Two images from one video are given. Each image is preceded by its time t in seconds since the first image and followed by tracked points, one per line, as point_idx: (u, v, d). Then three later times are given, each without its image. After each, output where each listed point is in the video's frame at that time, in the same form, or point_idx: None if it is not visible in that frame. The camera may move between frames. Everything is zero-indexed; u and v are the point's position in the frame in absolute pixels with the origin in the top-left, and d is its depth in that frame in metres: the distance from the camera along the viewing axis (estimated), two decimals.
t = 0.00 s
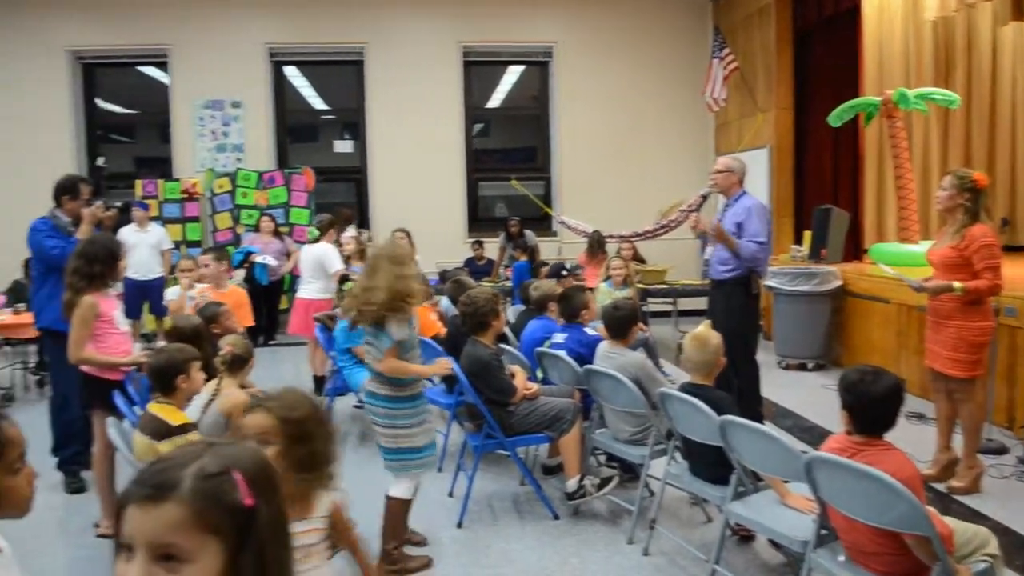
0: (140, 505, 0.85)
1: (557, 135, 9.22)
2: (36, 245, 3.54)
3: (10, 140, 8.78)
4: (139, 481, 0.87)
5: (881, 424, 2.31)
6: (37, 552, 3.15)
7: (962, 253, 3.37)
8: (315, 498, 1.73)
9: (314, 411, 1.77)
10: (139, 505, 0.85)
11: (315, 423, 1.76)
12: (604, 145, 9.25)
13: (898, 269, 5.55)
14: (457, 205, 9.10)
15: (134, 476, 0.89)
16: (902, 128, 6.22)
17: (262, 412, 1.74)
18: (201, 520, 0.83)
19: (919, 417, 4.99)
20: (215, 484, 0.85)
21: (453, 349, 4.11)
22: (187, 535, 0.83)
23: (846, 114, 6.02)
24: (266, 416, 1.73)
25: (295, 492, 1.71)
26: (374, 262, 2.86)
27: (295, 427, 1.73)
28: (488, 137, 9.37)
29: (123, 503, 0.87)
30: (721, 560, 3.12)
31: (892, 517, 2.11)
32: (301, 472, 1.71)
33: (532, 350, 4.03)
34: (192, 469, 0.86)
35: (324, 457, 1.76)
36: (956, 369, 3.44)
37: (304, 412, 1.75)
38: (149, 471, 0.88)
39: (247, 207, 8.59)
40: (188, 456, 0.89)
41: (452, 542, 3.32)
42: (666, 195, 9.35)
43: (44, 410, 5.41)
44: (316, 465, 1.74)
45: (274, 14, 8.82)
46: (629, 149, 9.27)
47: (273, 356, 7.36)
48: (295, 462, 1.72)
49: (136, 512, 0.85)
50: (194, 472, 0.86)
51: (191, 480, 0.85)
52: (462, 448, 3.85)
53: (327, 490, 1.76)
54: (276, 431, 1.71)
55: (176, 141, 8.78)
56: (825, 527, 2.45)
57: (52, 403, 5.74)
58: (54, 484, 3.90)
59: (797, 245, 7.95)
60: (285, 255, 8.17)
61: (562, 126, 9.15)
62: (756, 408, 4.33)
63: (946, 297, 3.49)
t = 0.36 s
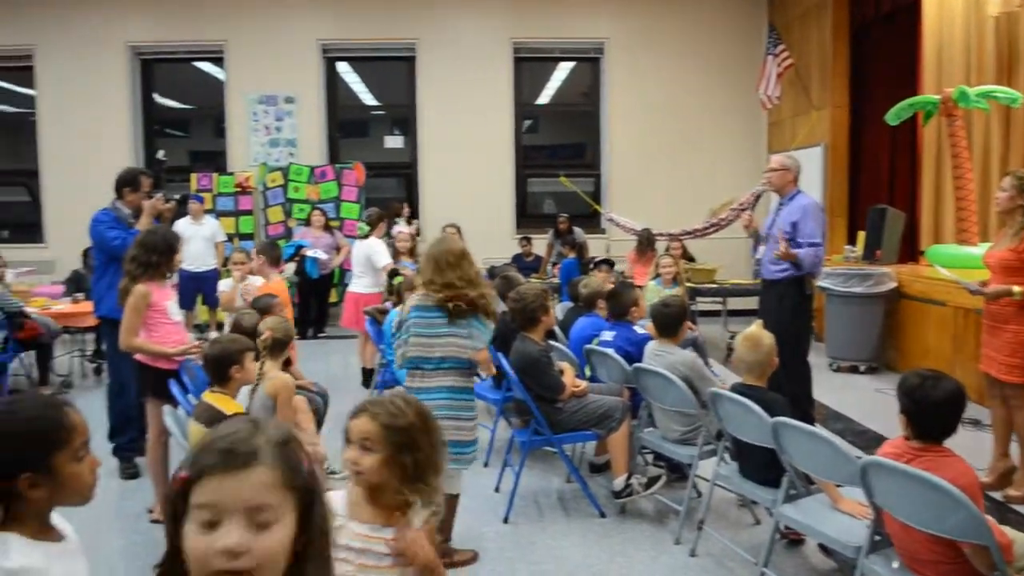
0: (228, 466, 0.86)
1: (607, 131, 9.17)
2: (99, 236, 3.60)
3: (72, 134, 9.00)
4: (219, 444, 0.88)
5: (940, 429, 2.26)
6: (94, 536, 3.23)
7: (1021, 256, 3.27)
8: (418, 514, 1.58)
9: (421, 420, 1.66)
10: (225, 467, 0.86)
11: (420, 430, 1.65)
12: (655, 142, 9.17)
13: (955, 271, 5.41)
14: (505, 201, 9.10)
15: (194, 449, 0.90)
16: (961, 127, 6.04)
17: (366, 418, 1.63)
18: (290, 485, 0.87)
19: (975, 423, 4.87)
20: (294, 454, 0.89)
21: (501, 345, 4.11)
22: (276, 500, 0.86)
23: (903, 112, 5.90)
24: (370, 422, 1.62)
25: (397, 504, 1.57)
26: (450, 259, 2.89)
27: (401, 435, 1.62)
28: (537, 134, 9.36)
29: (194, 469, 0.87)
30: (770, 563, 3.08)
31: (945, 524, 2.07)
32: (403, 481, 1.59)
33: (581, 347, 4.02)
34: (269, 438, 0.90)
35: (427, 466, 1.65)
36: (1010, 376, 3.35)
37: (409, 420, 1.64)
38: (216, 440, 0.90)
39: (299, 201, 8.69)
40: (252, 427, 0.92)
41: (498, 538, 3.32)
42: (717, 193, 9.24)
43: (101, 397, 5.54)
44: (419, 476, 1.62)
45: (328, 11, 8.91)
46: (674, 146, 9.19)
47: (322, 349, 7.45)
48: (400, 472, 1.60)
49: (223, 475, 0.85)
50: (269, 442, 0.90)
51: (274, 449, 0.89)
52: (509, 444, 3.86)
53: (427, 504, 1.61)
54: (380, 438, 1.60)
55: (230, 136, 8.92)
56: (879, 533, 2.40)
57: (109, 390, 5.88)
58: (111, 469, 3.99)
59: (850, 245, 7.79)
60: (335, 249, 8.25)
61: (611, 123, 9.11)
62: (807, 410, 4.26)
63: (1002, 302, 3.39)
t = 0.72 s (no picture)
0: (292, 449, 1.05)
1: (650, 127, 9.10)
2: (150, 228, 3.64)
3: (123, 128, 9.17)
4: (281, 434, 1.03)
5: (997, 432, 2.19)
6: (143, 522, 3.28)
7: None
8: (477, 506, 1.64)
9: (484, 413, 1.67)
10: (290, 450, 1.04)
11: (484, 425, 1.66)
12: (700, 138, 9.09)
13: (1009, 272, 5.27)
14: (548, 196, 9.07)
15: (253, 437, 0.98)
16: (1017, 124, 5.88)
17: (428, 410, 1.65)
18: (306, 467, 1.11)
19: None
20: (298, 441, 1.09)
21: (546, 341, 4.10)
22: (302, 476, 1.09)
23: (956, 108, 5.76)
24: (432, 414, 1.64)
25: (456, 500, 1.63)
26: (481, 259, 3.20)
27: (462, 429, 1.64)
28: (581, 129, 9.32)
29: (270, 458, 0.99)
30: (816, 565, 3.03)
31: (1000, 530, 2.01)
32: (463, 476, 1.63)
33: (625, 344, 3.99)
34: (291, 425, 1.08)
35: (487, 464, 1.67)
36: None
37: (473, 414, 1.65)
38: (268, 433, 1.01)
39: (343, 195, 8.75)
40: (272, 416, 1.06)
41: (540, 533, 3.31)
42: (763, 190, 9.12)
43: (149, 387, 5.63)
44: (481, 471, 1.65)
45: (373, 6, 8.96)
46: (717, 142, 9.09)
47: (365, 342, 7.50)
48: (461, 467, 1.63)
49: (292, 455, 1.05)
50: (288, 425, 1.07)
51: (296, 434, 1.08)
52: (552, 440, 3.85)
53: (489, 497, 1.66)
54: (440, 431, 1.63)
55: (277, 130, 9.01)
56: (931, 537, 2.34)
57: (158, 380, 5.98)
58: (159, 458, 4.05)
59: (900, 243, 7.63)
60: (379, 243, 8.30)
61: (656, 119, 9.03)
62: (855, 411, 4.19)
63: None
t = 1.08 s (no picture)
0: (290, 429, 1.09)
1: (691, 123, 9.03)
2: (195, 224, 3.67)
3: (168, 126, 9.31)
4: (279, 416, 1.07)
5: None
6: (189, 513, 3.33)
7: None
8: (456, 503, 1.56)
9: (470, 413, 1.61)
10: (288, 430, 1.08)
11: (471, 422, 1.61)
12: (742, 134, 8.99)
13: None
14: (588, 193, 9.04)
15: (255, 418, 1.01)
16: None
17: (414, 399, 1.61)
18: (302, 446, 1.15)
19: None
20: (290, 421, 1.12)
21: (587, 338, 4.09)
22: (298, 456, 1.12)
23: (1007, 103, 5.63)
24: (416, 404, 1.60)
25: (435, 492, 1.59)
26: (512, 243, 3.22)
27: (445, 424, 1.58)
28: (620, 126, 9.27)
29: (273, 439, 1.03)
30: (861, 567, 2.99)
31: None
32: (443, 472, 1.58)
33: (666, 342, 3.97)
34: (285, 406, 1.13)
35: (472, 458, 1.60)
36: None
37: (458, 409, 1.60)
38: (268, 415, 1.05)
39: (384, 192, 8.79)
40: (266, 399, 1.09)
41: (580, 530, 3.31)
42: (806, 187, 9.00)
43: (194, 380, 5.72)
44: (463, 467, 1.59)
45: (414, 4, 8.98)
46: (757, 138, 8.99)
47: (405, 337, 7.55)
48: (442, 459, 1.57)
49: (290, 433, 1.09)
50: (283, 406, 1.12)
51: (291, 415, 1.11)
52: (592, 437, 3.84)
53: (469, 492, 1.60)
54: (422, 422, 1.58)
55: (318, 127, 9.09)
56: (981, 541, 2.29)
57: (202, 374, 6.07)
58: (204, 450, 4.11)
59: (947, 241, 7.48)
60: (419, 240, 8.34)
61: (697, 115, 8.96)
62: (901, 412, 4.12)
63: None
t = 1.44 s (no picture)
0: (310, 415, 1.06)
1: (731, 119, 8.95)
2: (238, 223, 3.71)
3: (211, 126, 9.45)
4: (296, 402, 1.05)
5: None
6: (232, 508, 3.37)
7: None
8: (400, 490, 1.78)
9: (406, 411, 1.80)
10: (307, 416, 1.06)
11: (408, 417, 1.80)
12: (783, 130, 8.89)
13: None
14: (627, 189, 9.00)
15: (271, 409, 1.01)
16: None
17: (354, 401, 1.79)
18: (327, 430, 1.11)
19: None
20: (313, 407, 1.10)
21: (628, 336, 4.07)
22: (322, 441, 1.09)
23: None
24: (357, 407, 1.78)
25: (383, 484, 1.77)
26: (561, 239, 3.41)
27: (383, 421, 1.76)
28: (659, 122, 9.22)
29: (290, 427, 1.02)
30: (908, 569, 2.93)
31: None
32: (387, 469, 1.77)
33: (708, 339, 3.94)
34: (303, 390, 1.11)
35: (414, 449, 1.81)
36: None
37: (395, 407, 1.78)
38: (283, 403, 1.04)
39: (423, 190, 8.83)
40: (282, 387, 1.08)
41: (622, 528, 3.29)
42: (848, 183, 8.87)
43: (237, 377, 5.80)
44: (402, 458, 1.78)
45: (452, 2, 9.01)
46: (798, 133, 8.88)
47: (444, 335, 7.58)
48: (381, 452, 1.76)
49: (311, 421, 1.06)
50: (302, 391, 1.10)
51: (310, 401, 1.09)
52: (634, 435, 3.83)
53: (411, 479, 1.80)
54: (361, 422, 1.76)
55: (358, 126, 9.16)
56: None
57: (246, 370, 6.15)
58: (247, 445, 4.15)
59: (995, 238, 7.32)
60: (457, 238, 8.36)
61: (737, 111, 8.88)
62: (948, 412, 4.04)
63: None
